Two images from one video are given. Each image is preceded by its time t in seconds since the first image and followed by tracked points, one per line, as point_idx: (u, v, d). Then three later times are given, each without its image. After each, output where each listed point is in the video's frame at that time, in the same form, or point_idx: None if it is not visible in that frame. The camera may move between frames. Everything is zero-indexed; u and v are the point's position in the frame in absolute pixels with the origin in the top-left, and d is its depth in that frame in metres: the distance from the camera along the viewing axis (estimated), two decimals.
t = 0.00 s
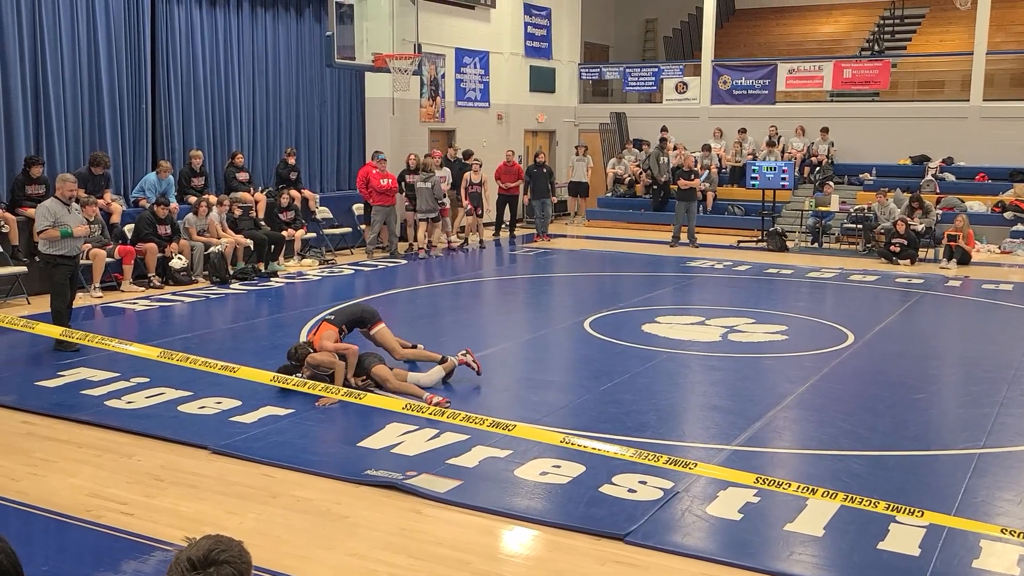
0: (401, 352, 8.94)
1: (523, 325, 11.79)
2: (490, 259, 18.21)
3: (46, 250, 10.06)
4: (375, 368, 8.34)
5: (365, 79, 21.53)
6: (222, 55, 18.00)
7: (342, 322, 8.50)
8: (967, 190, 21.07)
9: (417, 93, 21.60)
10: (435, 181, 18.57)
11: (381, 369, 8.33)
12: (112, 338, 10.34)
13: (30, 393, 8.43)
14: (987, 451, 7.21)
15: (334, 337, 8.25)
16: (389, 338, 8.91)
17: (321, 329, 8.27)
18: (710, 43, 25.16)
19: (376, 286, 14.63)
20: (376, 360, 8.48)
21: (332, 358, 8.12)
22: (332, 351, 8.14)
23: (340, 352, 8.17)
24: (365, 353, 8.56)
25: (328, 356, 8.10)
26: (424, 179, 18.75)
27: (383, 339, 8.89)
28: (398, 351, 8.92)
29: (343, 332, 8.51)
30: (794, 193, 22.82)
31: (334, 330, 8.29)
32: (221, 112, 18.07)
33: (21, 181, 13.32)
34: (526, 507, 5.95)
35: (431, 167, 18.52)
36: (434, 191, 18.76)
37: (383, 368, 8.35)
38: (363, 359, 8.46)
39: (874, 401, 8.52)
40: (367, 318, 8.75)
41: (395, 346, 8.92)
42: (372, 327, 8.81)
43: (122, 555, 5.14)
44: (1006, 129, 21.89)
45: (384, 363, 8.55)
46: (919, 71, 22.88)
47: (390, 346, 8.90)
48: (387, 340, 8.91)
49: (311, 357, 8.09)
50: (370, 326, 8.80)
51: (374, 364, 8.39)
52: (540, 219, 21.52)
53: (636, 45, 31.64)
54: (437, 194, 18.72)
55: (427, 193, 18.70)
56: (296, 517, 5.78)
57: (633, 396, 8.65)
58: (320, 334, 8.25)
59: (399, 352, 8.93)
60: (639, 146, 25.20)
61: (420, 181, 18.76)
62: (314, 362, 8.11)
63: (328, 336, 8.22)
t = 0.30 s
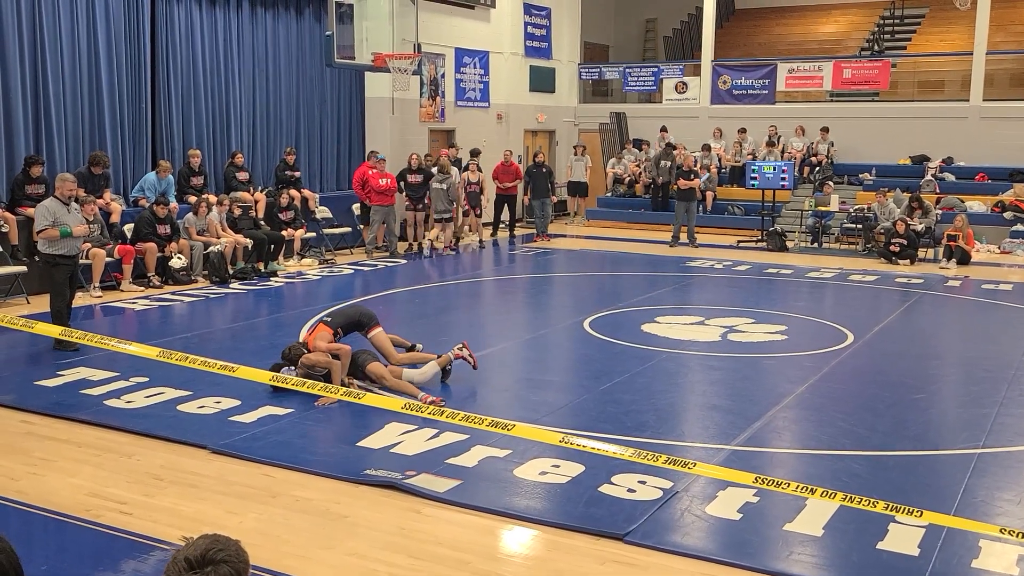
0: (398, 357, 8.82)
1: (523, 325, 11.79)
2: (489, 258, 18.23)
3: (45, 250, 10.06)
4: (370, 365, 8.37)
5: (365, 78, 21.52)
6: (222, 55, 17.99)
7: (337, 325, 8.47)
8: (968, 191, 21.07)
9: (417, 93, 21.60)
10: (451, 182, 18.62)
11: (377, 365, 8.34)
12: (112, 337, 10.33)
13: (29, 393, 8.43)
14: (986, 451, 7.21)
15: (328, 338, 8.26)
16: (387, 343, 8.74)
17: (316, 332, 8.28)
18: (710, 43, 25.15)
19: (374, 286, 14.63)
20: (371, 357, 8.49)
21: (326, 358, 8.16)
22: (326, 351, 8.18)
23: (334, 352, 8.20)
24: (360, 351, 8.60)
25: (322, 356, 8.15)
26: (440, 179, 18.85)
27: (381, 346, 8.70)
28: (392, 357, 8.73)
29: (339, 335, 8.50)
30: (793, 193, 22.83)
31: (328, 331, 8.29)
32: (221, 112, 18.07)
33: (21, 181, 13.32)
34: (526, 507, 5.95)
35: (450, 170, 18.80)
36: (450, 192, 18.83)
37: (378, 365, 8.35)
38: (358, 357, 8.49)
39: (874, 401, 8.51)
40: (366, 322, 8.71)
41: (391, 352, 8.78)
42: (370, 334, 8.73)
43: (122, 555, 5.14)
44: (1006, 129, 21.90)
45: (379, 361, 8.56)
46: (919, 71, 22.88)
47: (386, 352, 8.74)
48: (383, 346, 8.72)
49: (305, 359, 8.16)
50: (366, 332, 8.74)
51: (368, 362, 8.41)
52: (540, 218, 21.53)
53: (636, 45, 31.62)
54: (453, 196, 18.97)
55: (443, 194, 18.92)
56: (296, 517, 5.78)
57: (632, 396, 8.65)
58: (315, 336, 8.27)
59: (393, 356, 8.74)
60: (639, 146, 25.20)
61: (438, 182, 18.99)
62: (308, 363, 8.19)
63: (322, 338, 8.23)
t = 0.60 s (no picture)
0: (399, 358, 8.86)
1: (524, 326, 11.80)
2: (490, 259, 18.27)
3: (47, 251, 10.06)
4: (370, 367, 8.36)
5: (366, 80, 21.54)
6: (223, 57, 18.00)
7: (342, 326, 8.46)
8: (969, 192, 21.01)
9: (418, 94, 21.61)
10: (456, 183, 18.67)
11: (376, 367, 8.37)
12: (114, 338, 10.35)
13: (31, 393, 8.44)
14: (988, 452, 7.20)
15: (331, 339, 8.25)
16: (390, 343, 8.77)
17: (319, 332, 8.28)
18: (711, 44, 25.16)
19: (376, 287, 14.63)
20: (371, 358, 8.50)
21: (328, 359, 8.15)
22: (327, 352, 8.15)
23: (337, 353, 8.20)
24: (360, 351, 8.60)
25: (324, 357, 8.13)
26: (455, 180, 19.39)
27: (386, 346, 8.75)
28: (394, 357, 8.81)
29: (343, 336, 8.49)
30: (794, 194, 22.84)
31: (331, 332, 8.28)
32: (222, 113, 18.08)
33: (23, 182, 13.33)
34: (527, 508, 5.95)
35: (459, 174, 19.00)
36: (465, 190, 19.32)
37: (378, 366, 8.38)
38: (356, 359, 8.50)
39: (875, 403, 8.51)
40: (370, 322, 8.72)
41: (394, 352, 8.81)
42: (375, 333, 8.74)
43: (123, 556, 5.14)
44: (1007, 130, 21.89)
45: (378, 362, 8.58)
46: (920, 72, 22.86)
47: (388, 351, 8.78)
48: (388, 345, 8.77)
49: (307, 359, 8.16)
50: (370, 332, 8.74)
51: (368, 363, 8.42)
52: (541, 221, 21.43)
53: (638, 46, 31.62)
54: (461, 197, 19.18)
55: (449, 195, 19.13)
56: (297, 518, 5.79)
57: (634, 397, 8.65)
58: (317, 336, 8.26)
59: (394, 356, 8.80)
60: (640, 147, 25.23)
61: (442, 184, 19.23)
62: (310, 363, 8.18)
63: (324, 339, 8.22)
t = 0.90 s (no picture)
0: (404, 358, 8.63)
1: (525, 326, 11.80)
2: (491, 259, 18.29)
3: (48, 251, 10.08)
4: (369, 361, 8.37)
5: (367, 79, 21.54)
6: (224, 57, 18.00)
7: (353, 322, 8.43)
8: (971, 191, 21.00)
9: (419, 94, 21.63)
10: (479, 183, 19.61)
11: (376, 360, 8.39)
12: (116, 339, 10.34)
13: (33, 393, 8.45)
14: (990, 451, 7.19)
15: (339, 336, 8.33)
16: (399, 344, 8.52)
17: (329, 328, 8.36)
18: (712, 44, 25.15)
19: (378, 287, 14.66)
20: (371, 351, 8.50)
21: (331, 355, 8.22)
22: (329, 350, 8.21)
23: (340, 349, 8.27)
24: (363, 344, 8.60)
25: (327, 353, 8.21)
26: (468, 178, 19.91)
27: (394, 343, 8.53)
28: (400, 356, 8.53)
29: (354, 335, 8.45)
30: (796, 193, 22.84)
31: (342, 331, 8.34)
32: (223, 114, 18.10)
33: (25, 182, 13.37)
34: (529, 507, 5.95)
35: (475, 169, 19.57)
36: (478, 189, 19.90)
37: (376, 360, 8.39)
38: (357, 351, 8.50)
39: (877, 402, 8.51)
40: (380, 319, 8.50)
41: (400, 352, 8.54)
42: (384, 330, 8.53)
43: (125, 556, 5.15)
44: (1008, 129, 21.88)
45: (379, 355, 8.57)
46: (921, 71, 22.90)
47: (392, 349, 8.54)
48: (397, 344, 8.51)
49: (310, 356, 8.27)
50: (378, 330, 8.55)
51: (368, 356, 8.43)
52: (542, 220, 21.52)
53: (639, 46, 31.61)
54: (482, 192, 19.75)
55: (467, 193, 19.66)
56: (299, 518, 5.79)
57: (635, 397, 8.66)
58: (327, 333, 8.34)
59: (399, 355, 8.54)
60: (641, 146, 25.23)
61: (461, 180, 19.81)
62: (314, 361, 8.26)
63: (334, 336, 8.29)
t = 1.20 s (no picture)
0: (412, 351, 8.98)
1: (529, 325, 11.80)
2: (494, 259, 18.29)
3: (53, 251, 10.08)
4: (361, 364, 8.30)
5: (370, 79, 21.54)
6: (227, 57, 18.00)
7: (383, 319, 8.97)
8: (975, 190, 20.95)
9: (423, 94, 21.64)
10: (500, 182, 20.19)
11: (366, 364, 8.29)
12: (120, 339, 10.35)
13: (37, 393, 8.46)
14: (994, 451, 7.18)
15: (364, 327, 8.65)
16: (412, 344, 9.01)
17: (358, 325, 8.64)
18: (715, 43, 25.13)
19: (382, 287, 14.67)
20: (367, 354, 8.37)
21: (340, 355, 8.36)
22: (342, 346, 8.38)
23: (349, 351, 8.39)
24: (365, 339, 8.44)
25: (335, 353, 8.33)
26: (488, 177, 20.36)
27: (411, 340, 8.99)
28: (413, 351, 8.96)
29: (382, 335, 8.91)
30: (799, 193, 22.81)
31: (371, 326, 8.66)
32: (227, 113, 18.12)
33: (29, 182, 13.40)
34: (532, 507, 5.95)
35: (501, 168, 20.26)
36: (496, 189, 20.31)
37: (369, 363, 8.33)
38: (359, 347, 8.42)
39: (881, 402, 8.50)
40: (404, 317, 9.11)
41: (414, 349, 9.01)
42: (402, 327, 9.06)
43: (129, 555, 5.15)
44: (1012, 129, 21.84)
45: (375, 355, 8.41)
46: (925, 71, 22.89)
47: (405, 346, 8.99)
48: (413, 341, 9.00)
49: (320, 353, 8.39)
50: (399, 326, 9.08)
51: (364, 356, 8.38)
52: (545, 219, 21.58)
53: (642, 46, 31.60)
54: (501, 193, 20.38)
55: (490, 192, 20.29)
56: (302, 518, 5.79)
57: (638, 396, 8.66)
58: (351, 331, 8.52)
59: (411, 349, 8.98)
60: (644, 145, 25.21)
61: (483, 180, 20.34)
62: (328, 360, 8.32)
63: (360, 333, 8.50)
